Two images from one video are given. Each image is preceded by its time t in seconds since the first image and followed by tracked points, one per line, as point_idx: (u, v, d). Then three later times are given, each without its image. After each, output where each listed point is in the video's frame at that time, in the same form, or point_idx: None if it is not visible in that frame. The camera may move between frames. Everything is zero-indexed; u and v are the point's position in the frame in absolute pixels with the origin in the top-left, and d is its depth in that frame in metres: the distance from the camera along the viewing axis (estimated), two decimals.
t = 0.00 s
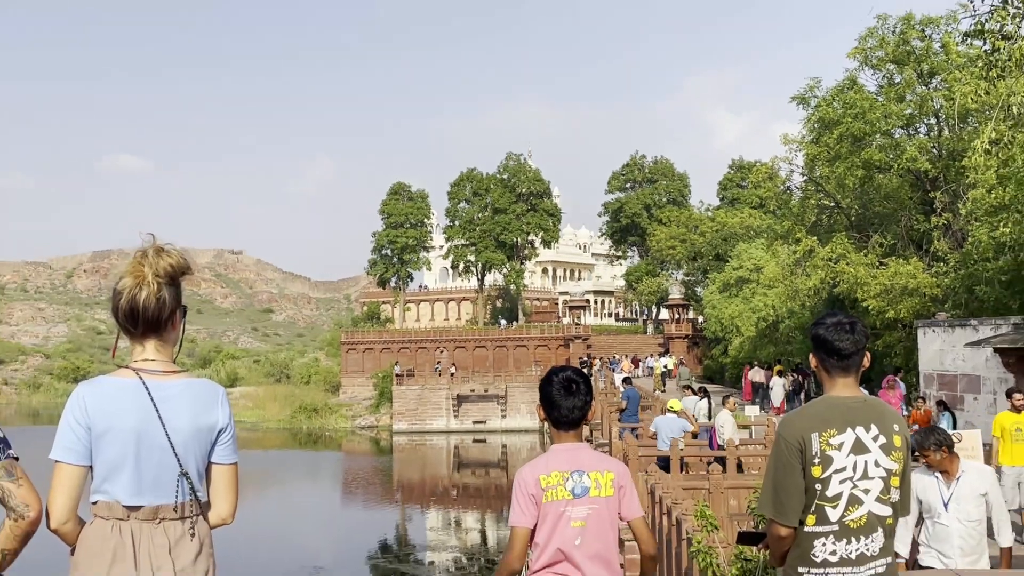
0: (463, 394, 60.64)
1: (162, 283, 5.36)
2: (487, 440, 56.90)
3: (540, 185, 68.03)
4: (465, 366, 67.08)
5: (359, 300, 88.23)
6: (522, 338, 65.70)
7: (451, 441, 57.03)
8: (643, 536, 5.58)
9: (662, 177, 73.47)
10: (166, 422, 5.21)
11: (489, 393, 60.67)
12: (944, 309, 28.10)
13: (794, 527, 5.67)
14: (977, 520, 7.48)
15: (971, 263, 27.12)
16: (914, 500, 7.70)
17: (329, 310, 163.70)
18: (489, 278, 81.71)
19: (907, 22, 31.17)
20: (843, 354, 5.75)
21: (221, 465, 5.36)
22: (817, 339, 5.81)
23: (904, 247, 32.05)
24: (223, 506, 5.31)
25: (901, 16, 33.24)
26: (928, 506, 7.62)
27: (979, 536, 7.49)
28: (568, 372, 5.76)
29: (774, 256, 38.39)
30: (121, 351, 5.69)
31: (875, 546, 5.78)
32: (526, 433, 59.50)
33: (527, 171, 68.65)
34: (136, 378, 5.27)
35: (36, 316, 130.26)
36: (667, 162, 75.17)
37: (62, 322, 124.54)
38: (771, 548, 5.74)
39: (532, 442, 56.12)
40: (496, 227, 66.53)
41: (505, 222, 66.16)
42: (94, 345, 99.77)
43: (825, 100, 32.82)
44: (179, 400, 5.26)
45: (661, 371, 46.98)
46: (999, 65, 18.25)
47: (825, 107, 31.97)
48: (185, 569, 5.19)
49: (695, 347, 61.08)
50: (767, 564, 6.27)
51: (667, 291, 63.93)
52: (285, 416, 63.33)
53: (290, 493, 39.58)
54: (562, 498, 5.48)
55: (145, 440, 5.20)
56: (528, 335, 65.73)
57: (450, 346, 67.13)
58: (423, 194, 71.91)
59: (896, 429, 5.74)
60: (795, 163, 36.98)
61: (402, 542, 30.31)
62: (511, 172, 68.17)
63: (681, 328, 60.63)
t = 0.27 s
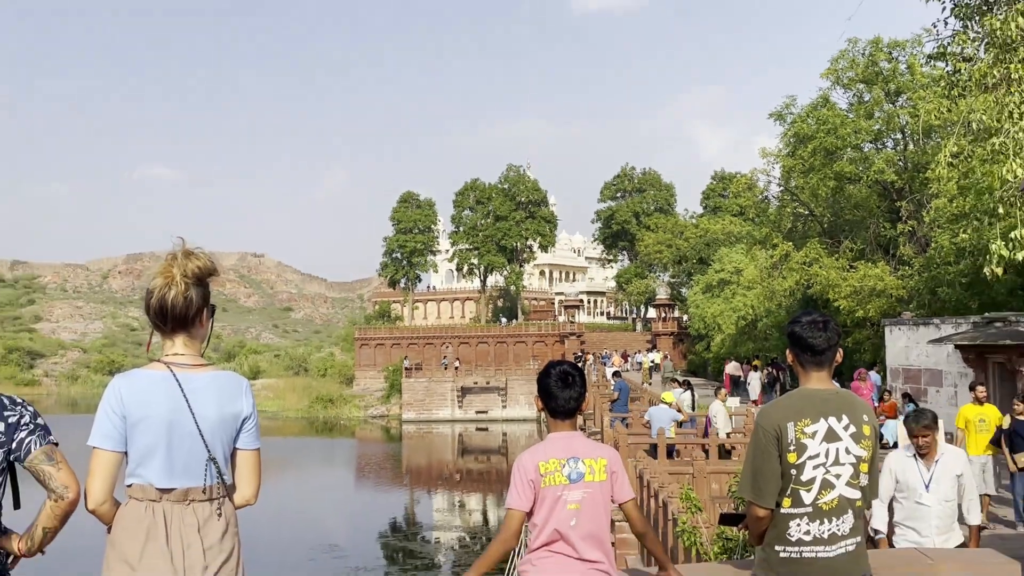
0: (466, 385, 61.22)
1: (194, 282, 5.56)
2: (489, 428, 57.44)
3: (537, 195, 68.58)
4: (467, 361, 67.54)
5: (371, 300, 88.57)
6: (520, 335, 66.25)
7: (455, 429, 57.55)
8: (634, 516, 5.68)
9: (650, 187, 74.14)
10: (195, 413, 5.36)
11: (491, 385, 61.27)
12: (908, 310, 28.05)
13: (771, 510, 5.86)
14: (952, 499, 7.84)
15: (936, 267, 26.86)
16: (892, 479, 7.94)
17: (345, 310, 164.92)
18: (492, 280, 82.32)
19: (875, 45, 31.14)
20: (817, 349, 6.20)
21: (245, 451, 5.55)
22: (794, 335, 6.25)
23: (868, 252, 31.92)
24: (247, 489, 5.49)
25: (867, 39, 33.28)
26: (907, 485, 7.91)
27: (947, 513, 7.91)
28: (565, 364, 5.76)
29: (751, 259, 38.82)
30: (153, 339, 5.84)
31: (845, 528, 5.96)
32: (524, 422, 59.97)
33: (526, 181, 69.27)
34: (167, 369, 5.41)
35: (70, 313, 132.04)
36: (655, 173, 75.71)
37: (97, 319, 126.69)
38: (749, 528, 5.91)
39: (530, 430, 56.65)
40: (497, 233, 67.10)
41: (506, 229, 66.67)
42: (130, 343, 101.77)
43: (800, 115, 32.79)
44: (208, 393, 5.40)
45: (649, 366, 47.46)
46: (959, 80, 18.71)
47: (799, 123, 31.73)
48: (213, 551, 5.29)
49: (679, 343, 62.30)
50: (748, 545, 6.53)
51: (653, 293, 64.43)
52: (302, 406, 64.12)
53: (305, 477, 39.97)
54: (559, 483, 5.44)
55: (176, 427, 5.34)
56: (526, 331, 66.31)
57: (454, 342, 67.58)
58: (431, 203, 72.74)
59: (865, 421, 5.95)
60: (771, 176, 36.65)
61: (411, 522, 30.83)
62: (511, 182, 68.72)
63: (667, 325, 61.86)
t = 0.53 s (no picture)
0: (465, 378, 61.70)
1: (204, 283, 5.59)
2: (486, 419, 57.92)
3: (531, 202, 68.96)
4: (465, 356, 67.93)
5: (376, 299, 88.66)
6: (515, 331, 66.74)
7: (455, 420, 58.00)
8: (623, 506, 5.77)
9: (637, 195, 74.75)
10: (213, 403, 5.37)
11: (488, 378, 61.77)
12: (878, 310, 28.11)
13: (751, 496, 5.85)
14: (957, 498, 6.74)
15: (904, 270, 26.73)
16: (894, 469, 6.78)
17: (352, 308, 165.58)
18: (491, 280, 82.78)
19: (848, 63, 31.21)
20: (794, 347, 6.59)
21: (259, 440, 5.58)
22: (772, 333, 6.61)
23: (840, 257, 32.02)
24: (261, 474, 5.52)
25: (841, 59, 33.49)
26: (908, 477, 6.76)
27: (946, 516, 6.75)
28: (559, 359, 5.70)
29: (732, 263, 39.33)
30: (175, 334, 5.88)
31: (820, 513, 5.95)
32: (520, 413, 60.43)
33: (522, 189, 69.75)
34: (185, 365, 5.44)
35: (97, 308, 132.45)
36: (642, 182, 76.33)
37: (120, 317, 127.71)
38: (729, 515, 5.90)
39: (525, 421, 57.17)
40: (495, 237, 67.51)
41: (503, 233, 67.05)
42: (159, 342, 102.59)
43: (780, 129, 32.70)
44: (225, 385, 5.43)
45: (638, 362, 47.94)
46: (927, 97, 18.80)
47: (778, 135, 31.77)
48: (230, 537, 5.29)
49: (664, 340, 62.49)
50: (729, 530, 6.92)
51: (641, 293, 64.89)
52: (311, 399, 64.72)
53: (314, 465, 40.26)
54: (552, 471, 5.36)
55: (194, 417, 5.36)
56: (521, 328, 66.84)
57: (454, 338, 68.04)
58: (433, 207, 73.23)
59: (838, 416, 5.98)
60: (751, 187, 36.39)
61: (413, 506, 31.25)
62: (508, 189, 69.10)
63: (653, 324, 62.19)
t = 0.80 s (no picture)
0: (458, 371, 62.08)
1: (212, 281, 5.40)
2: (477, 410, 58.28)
3: (521, 205, 69.33)
4: (457, 352, 68.21)
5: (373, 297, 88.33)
6: (505, 327, 67.19)
7: (447, 411, 58.34)
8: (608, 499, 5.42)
9: (620, 199, 75.33)
10: (218, 391, 5.19)
11: (479, 372, 62.18)
12: (845, 309, 28.46)
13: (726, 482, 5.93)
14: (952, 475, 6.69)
15: (870, 271, 27.01)
16: (893, 448, 6.61)
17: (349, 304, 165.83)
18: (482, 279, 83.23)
19: (817, 76, 31.61)
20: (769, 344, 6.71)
21: (265, 427, 5.40)
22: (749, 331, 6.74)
23: (811, 259, 32.36)
24: (267, 460, 5.36)
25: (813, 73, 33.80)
26: (903, 456, 6.61)
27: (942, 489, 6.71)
28: (547, 351, 5.43)
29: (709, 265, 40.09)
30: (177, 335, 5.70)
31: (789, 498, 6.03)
32: (509, 405, 60.84)
33: (512, 194, 70.16)
34: (194, 358, 5.24)
35: (107, 304, 132.12)
36: (625, 189, 76.97)
37: (131, 313, 127.99)
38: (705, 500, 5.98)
39: (514, 412, 57.59)
40: (486, 238, 67.90)
41: (494, 234, 67.42)
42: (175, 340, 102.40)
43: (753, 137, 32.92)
44: (232, 374, 5.26)
45: (621, 359, 48.41)
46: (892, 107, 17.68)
47: (751, 144, 32.14)
48: (235, 521, 5.09)
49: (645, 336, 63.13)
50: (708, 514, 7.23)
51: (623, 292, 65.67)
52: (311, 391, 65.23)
53: (316, 454, 40.39)
54: (538, 459, 5.11)
55: (201, 408, 5.15)
56: (511, 324, 67.33)
57: (447, 334, 68.24)
58: (428, 210, 73.53)
59: (807, 407, 5.99)
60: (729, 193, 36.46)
61: (407, 493, 31.59)
62: (498, 193, 69.46)
63: (635, 320, 63.09)
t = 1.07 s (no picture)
0: (442, 365, 62.34)
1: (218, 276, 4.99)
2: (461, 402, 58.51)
3: (503, 208, 69.74)
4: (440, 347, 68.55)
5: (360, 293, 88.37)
6: (488, 323, 67.64)
7: (432, 403, 58.55)
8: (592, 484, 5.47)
9: (596, 203, 76.03)
10: (215, 379, 4.74)
11: (463, 365, 62.52)
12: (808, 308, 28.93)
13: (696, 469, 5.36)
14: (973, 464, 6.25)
15: (830, 271, 27.55)
16: (881, 445, 6.15)
17: (337, 299, 166.20)
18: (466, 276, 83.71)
19: (782, 87, 32.10)
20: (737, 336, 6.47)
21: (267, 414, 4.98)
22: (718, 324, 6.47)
23: (775, 260, 32.90)
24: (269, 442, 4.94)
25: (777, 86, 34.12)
26: (893, 454, 6.15)
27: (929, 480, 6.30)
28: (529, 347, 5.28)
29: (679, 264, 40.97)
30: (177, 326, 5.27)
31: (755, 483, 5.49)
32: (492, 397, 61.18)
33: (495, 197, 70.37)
34: (192, 350, 4.78)
35: (109, 300, 132.46)
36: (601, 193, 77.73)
37: (132, 309, 128.47)
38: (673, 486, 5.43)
39: (497, 404, 57.96)
40: (470, 239, 68.29)
41: (478, 236, 67.79)
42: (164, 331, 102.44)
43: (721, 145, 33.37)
44: (234, 364, 4.82)
45: (596, 354, 48.96)
46: (852, 120, 17.04)
47: (720, 151, 32.60)
48: (232, 505, 4.66)
49: (619, 333, 63.43)
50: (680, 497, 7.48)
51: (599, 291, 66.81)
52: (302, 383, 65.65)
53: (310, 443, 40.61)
54: (521, 446, 5.04)
55: (201, 400, 4.71)
56: (493, 320, 67.83)
57: (433, 329, 68.64)
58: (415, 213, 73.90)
59: (774, 398, 5.43)
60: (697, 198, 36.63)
61: (393, 481, 31.83)
62: (481, 196, 69.88)
63: (609, 317, 63.58)
